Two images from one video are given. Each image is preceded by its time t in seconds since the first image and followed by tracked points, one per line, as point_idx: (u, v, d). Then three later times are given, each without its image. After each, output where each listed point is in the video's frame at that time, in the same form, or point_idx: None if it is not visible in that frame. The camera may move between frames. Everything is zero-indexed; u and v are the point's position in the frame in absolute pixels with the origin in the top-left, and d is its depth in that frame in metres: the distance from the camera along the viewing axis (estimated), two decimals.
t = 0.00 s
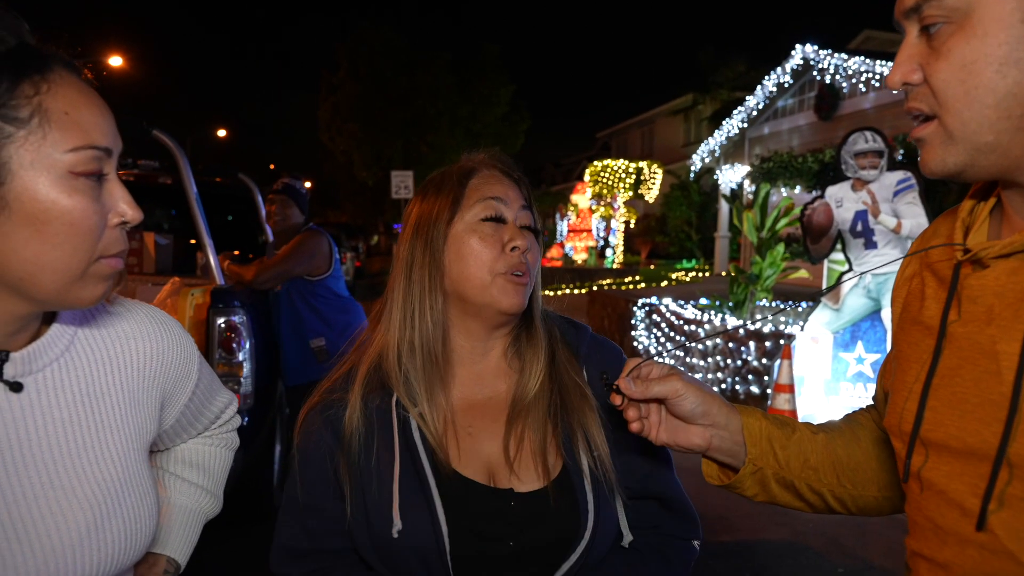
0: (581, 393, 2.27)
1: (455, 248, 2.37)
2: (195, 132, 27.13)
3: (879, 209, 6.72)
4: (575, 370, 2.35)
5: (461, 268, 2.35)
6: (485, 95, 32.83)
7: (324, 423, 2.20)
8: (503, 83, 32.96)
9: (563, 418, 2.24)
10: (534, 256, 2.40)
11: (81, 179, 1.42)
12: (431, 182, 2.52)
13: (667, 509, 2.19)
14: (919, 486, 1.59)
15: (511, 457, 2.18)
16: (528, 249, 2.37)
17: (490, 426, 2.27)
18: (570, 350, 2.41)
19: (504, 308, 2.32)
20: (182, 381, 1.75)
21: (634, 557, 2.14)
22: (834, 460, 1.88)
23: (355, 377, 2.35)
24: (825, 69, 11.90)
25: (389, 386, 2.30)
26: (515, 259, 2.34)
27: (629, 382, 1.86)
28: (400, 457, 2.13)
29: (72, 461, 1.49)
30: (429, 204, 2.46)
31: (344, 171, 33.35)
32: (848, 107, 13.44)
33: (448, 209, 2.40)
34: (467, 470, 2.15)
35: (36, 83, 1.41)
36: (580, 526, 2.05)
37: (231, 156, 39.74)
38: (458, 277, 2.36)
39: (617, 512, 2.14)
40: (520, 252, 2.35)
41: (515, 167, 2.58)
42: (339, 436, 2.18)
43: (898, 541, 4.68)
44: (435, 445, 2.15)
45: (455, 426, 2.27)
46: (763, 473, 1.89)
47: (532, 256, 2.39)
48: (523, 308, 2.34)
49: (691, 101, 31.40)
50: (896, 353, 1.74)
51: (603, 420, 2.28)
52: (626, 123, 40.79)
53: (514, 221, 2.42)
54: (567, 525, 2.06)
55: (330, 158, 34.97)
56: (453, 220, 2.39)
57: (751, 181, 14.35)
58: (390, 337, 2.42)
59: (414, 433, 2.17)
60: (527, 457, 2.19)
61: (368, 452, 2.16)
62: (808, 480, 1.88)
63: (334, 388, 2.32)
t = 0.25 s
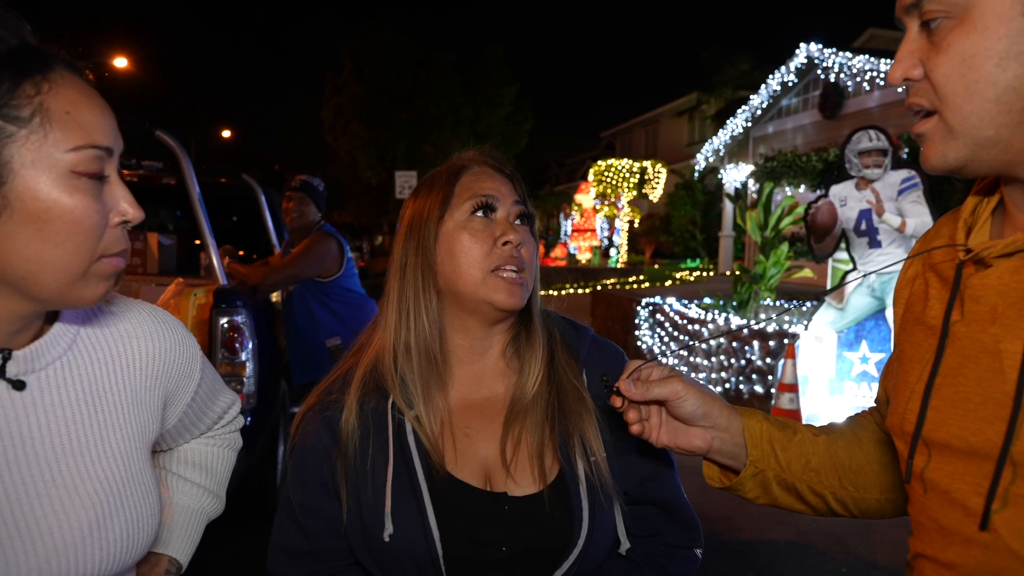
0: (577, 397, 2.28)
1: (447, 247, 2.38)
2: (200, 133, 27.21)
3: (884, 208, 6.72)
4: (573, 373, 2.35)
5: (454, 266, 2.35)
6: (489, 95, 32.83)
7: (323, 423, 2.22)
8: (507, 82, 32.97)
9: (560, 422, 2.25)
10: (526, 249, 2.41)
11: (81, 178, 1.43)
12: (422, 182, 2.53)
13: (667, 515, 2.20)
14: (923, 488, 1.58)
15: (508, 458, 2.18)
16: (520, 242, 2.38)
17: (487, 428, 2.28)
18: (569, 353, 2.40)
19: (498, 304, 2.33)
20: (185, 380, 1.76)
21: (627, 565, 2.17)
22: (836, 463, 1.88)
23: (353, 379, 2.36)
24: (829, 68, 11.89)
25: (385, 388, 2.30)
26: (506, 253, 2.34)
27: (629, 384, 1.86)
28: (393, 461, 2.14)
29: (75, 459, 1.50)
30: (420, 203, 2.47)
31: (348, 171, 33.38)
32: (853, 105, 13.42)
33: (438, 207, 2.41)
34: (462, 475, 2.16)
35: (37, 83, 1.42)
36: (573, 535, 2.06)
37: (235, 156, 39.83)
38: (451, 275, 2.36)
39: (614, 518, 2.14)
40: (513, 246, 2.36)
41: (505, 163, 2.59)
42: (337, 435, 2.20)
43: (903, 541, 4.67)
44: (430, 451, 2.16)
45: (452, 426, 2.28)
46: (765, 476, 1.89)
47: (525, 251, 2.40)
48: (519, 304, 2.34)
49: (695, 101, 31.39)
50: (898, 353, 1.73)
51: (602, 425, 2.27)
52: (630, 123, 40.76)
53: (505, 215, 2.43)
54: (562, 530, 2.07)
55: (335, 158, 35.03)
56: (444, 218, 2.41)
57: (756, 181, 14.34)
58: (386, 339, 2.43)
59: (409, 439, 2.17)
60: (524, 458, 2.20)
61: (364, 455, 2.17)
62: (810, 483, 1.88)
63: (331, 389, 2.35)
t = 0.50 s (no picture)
0: (574, 394, 2.27)
1: (443, 245, 2.37)
2: (200, 131, 27.22)
3: (883, 205, 6.74)
4: (572, 373, 2.33)
5: (450, 264, 2.35)
6: (489, 93, 32.83)
7: (318, 417, 2.25)
8: (507, 80, 32.96)
9: (556, 420, 2.24)
10: (522, 246, 2.40)
11: (75, 171, 1.43)
12: (418, 179, 2.53)
13: (666, 516, 2.19)
14: (923, 486, 1.58)
15: (502, 457, 2.18)
16: (516, 240, 2.37)
17: (482, 425, 2.28)
18: (569, 352, 2.39)
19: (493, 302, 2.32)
20: (182, 375, 1.76)
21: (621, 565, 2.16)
22: (833, 462, 1.88)
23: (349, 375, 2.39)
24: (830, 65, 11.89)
25: (379, 384, 2.32)
26: (502, 250, 2.34)
27: (626, 381, 1.86)
28: (386, 457, 2.16)
29: (71, 454, 1.50)
30: (415, 201, 2.47)
31: (348, 169, 33.37)
32: (853, 102, 13.41)
33: (434, 205, 2.41)
34: (457, 471, 2.17)
35: (30, 76, 1.42)
36: (566, 535, 2.05)
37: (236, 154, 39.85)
38: (446, 273, 2.36)
39: (610, 517, 2.14)
40: (508, 243, 2.35)
41: (501, 159, 2.59)
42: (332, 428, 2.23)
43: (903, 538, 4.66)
44: (425, 445, 2.17)
45: (448, 424, 2.29)
46: (761, 474, 1.89)
47: (520, 247, 2.40)
48: (517, 301, 2.32)
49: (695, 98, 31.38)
50: (896, 351, 1.73)
51: (597, 422, 2.26)
52: (631, 121, 40.73)
53: (502, 212, 2.42)
54: (553, 530, 2.07)
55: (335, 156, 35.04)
56: (439, 216, 2.41)
57: (756, 178, 14.33)
58: (379, 339, 2.44)
59: (403, 434, 2.20)
60: (519, 456, 2.19)
61: (359, 451, 2.19)
62: (807, 481, 1.88)
63: (327, 384, 2.38)
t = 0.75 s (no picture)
0: (574, 398, 2.24)
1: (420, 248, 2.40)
2: (201, 127, 27.20)
3: (884, 203, 6.72)
4: (573, 373, 2.30)
5: (424, 268, 2.37)
6: (489, 90, 32.80)
7: (319, 410, 2.29)
8: (508, 78, 32.95)
9: (553, 425, 2.22)
10: (494, 244, 2.34)
11: (74, 170, 1.43)
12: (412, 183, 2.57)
13: (666, 521, 2.18)
14: (920, 486, 1.58)
15: (493, 453, 2.17)
16: (481, 238, 2.32)
17: (478, 422, 2.28)
18: (571, 352, 2.36)
19: (465, 302, 2.31)
20: (179, 374, 1.76)
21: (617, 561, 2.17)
22: (831, 461, 1.88)
23: (353, 369, 2.41)
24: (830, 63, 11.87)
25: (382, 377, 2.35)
26: (466, 250, 2.31)
27: (623, 381, 1.87)
28: (382, 447, 2.19)
29: (68, 452, 1.51)
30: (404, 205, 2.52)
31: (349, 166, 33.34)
32: (854, 100, 13.40)
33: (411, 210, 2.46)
34: (453, 466, 2.19)
35: (29, 75, 1.42)
36: (557, 535, 2.06)
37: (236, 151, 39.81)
38: (425, 276, 2.38)
39: (605, 522, 2.12)
40: (472, 242, 2.31)
41: (487, 153, 2.52)
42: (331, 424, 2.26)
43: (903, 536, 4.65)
44: (419, 433, 2.21)
45: (444, 420, 2.30)
46: (759, 473, 1.89)
47: (490, 244, 2.33)
48: (484, 302, 2.31)
49: (696, 96, 31.38)
50: (894, 351, 1.73)
51: (597, 429, 2.23)
52: (632, 118, 40.68)
53: (470, 210, 2.39)
54: (545, 527, 2.07)
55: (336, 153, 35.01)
56: (416, 220, 2.44)
57: (756, 176, 14.32)
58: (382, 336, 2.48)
59: (401, 425, 2.22)
60: (510, 456, 2.18)
61: (355, 445, 2.22)
62: (804, 480, 1.88)
63: (332, 376, 2.39)
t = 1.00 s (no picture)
0: (566, 408, 2.18)
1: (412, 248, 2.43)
2: (200, 126, 27.19)
3: (883, 202, 6.71)
4: (568, 378, 2.24)
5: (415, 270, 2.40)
6: (489, 90, 32.81)
7: (320, 400, 2.33)
8: (508, 77, 32.93)
9: (541, 434, 2.18)
10: (476, 247, 2.33)
11: (73, 170, 1.43)
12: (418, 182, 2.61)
13: (658, 537, 2.08)
14: (919, 485, 1.58)
15: (480, 454, 2.18)
16: (461, 241, 2.33)
17: (470, 422, 2.29)
18: (567, 357, 2.31)
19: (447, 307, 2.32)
20: (176, 374, 1.76)
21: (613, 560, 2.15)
22: (829, 459, 1.88)
23: (358, 361, 2.47)
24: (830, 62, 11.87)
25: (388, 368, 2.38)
26: (445, 255, 2.33)
27: (622, 377, 1.83)
28: (376, 430, 2.23)
29: (65, 451, 1.51)
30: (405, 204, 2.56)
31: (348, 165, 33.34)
32: (854, 100, 13.40)
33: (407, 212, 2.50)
34: (443, 466, 2.20)
35: (29, 75, 1.42)
36: (537, 539, 2.04)
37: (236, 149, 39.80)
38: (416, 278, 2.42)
39: (592, 535, 2.07)
40: (451, 246, 2.33)
41: (485, 150, 2.49)
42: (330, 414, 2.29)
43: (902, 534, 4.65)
44: (411, 426, 2.24)
45: (438, 418, 2.32)
46: (756, 469, 1.90)
47: (474, 247, 2.33)
48: (462, 304, 2.31)
49: (696, 95, 31.37)
50: (892, 350, 1.73)
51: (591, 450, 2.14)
52: (631, 117, 40.67)
53: (455, 211, 2.39)
54: (524, 535, 2.07)
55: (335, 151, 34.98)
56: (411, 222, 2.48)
57: (756, 176, 14.31)
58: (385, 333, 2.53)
59: (395, 420, 2.25)
60: (497, 460, 2.17)
61: (352, 429, 2.24)
62: (802, 477, 1.88)
63: (338, 367, 2.45)
